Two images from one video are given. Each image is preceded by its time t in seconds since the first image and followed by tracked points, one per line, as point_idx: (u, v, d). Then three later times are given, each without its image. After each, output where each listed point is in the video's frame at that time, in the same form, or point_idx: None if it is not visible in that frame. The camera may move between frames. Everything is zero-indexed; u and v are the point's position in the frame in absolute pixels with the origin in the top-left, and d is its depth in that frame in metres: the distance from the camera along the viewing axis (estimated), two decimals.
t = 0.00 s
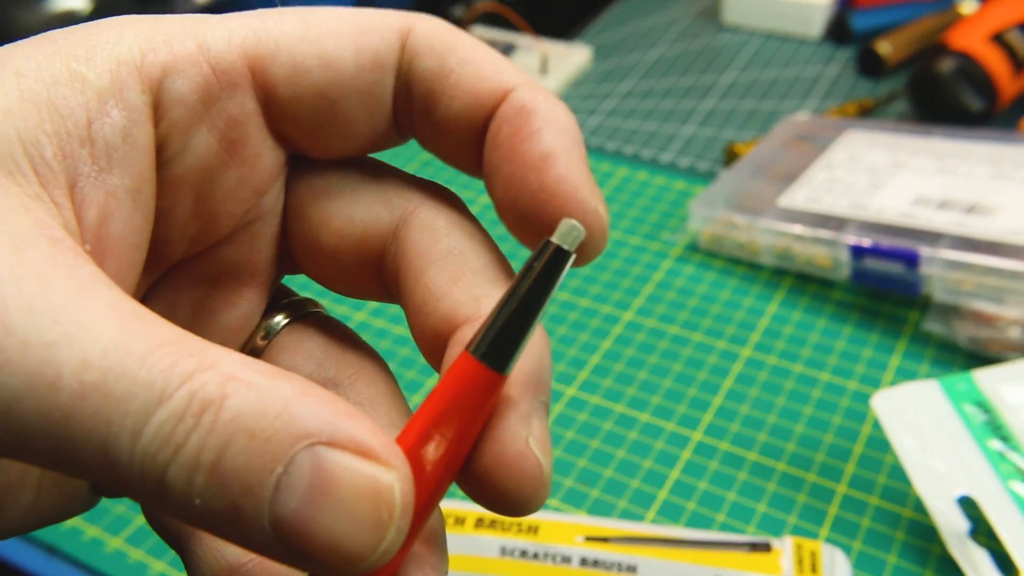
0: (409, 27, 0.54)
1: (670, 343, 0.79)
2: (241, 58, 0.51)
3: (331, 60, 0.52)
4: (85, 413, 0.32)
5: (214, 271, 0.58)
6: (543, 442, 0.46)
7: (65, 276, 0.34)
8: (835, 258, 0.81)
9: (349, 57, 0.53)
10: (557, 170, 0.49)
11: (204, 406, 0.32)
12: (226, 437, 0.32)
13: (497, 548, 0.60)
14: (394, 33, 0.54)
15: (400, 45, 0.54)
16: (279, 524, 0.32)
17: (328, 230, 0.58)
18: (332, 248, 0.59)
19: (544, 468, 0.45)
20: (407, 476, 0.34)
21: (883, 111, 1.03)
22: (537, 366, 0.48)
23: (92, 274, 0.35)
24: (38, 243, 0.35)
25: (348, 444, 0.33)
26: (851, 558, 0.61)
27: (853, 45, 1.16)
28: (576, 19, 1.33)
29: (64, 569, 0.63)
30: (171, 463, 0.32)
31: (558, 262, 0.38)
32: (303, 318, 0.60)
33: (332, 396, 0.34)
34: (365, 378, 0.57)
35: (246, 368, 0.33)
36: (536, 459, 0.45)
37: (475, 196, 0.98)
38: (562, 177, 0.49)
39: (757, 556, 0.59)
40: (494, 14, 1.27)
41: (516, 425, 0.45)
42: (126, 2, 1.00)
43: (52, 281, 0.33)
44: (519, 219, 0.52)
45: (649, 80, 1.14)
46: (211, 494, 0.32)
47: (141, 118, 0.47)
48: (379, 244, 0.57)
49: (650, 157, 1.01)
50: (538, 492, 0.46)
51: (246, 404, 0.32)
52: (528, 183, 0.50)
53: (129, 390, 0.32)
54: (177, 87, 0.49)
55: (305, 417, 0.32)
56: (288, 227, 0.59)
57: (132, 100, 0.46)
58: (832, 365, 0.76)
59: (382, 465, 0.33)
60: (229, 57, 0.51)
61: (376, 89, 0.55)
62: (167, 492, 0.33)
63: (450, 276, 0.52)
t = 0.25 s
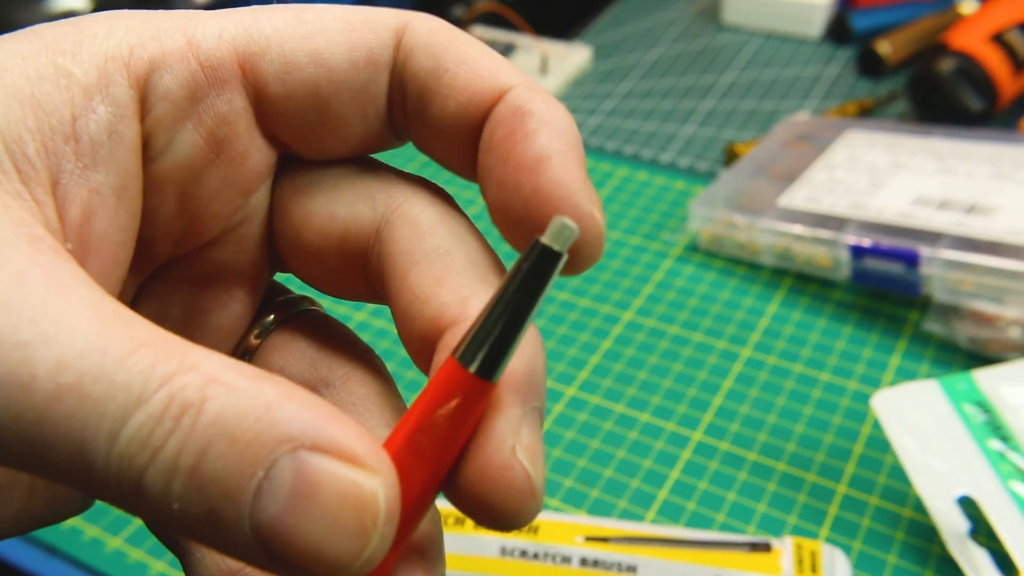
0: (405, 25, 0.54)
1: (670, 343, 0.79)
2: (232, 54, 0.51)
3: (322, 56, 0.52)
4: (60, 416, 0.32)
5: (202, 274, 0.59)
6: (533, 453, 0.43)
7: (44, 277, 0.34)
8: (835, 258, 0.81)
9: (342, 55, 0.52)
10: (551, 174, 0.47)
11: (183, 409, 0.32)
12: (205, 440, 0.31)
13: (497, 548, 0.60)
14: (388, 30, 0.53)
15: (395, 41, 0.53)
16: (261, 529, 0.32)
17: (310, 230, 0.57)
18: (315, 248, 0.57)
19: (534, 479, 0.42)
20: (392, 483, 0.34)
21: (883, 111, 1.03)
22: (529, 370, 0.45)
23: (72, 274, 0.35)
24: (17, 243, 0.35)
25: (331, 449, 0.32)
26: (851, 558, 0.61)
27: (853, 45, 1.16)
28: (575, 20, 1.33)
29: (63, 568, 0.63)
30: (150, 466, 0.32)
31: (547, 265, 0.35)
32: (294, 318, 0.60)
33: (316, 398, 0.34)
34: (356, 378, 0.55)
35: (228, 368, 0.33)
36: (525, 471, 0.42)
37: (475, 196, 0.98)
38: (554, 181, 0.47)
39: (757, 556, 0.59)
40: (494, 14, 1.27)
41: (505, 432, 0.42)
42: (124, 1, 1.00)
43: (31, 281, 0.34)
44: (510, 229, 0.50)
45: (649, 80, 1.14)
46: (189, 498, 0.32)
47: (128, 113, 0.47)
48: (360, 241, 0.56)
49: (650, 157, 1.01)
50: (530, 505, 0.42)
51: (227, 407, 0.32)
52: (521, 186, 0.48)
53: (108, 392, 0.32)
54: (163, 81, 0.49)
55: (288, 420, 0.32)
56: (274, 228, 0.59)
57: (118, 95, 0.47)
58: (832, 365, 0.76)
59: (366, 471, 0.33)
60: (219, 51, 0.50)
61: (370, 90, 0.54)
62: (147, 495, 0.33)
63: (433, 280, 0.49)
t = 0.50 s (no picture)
0: (411, 24, 0.54)
1: (670, 343, 0.79)
2: (230, 48, 0.51)
3: (326, 54, 0.52)
4: (41, 405, 0.32)
5: (194, 266, 0.59)
6: (534, 455, 0.41)
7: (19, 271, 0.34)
8: (836, 258, 0.81)
9: (345, 52, 0.52)
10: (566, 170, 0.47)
11: (171, 396, 0.32)
12: (194, 427, 0.31)
13: (497, 548, 0.60)
14: (392, 28, 0.53)
15: (400, 40, 0.53)
16: (253, 517, 0.32)
17: (303, 224, 0.56)
18: (308, 243, 0.57)
19: (535, 483, 0.41)
20: (388, 471, 0.34)
21: (883, 111, 1.03)
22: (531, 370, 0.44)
23: (56, 264, 0.36)
24: None
25: (325, 436, 0.32)
26: (851, 558, 0.61)
27: (853, 45, 1.16)
28: (575, 20, 1.33)
29: (64, 569, 0.63)
30: (135, 456, 0.32)
31: (550, 253, 0.34)
32: (288, 314, 0.59)
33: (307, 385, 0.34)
34: (349, 376, 0.54)
35: (214, 355, 0.33)
36: (524, 472, 0.40)
37: (475, 196, 0.98)
38: (567, 177, 0.47)
39: (756, 557, 0.59)
40: (493, 14, 1.28)
41: (504, 434, 0.41)
42: None
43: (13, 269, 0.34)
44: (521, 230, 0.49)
45: (649, 80, 1.14)
46: (177, 489, 0.32)
47: (119, 99, 0.48)
48: (353, 236, 0.55)
49: (650, 157, 1.01)
50: (533, 510, 0.41)
51: (216, 395, 0.32)
52: (533, 185, 0.48)
53: (91, 381, 0.32)
54: (155, 68, 0.49)
55: (280, 408, 0.32)
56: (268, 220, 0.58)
57: (106, 81, 0.47)
58: (832, 365, 0.76)
59: (361, 457, 0.33)
60: (216, 42, 0.51)
61: (373, 87, 0.54)
62: (134, 487, 0.32)
63: (431, 277, 0.49)
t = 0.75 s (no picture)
0: (409, 25, 0.54)
1: (670, 343, 0.79)
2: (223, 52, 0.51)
3: (321, 54, 0.52)
4: (24, 416, 0.32)
5: (184, 272, 0.59)
6: (529, 474, 0.39)
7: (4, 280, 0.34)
8: (835, 258, 0.81)
9: (341, 51, 0.52)
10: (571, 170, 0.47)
11: (155, 408, 0.32)
12: (178, 441, 0.31)
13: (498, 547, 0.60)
14: (390, 29, 0.53)
15: (398, 40, 0.53)
16: (238, 534, 0.32)
17: (291, 232, 0.56)
18: (295, 249, 0.57)
19: (531, 503, 0.39)
20: (376, 488, 0.34)
21: (883, 111, 1.03)
22: (526, 384, 0.42)
23: (41, 273, 0.35)
24: None
25: (313, 451, 0.32)
26: (851, 558, 0.61)
27: (853, 45, 1.16)
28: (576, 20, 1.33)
29: (64, 569, 0.63)
30: (117, 472, 0.32)
31: (543, 263, 0.34)
32: (276, 325, 0.59)
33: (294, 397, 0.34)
34: (340, 389, 0.54)
35: (199, 367, 0.33)
36: (518, 492, 0.39)
37: (475, 196, 0.98)
38: (571, 180, 0.47)
39: (756, 556, 0.59)
40: (493, 14, 1.28)
41: (496, 454, 0.40)
42: None
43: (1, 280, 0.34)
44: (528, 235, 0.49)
45: (649, 80, 1.14)
46: (159, 504, 0.32)
47: (111, 102, 0.48)
48: (341, 242, 0.55)
49: (650, 157, 1.01)
50: (529, 531, 0.39)
51: (201, 408, 0.32)
52: (536, 188, 0.48)
53: (73, 394, 0.32)
54: (144, 71, 0.49)
55: (266, 422, 0.32)
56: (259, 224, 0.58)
57: (97, 83, 0.47)
58: (832, 365, 0.76)
59: (347, 474, 0.33)
60: (206, 44, 0.51)
61: (370, 88, 0.54)
62: (115, 502, 0.33)
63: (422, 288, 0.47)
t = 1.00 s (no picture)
0: None
1: (670, 343, 0.79)
2: (181, 44, 0.52)
3: (274, 29, 0.52)
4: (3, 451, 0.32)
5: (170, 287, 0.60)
6: (509, 501, 0.41)
7: None
8: (835, 258, 0.81)
9: (294, 24, 0.52)
10: (522, 132, 0.46)
11: (130, 446, 0.32)
12: (156, 475, 0.32)
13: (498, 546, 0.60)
14: None
15: None
16: (216, 564, 0.33)
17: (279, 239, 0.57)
18: (282, 259, 0.57)
19: (511, 529, 0.41)
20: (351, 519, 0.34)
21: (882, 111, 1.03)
22: (504, 410, 0.44)
23: (20, 303, 0.36)
24: None
25: (289, 482, 0.32)
26: (851, 558, 0.61)
27: (852, 45, 1.16)
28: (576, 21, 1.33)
29: (64, 568, 0.62)
30: (96, 505, 0.32)
31: (509, 294, 0.34)
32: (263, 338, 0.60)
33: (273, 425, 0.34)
34: (327, 406, 0.56)
35: (176, 397, 0.33)
36: (497, 520, 0.40)
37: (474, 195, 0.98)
38: (523, 143, 0.46)
39: (756, 556, 0.59)
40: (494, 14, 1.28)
41: (477, 480, 0.41)
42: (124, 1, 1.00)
43: None
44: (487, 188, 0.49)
45: (649, 80, 1.14)
46: (138, 537, 0.33)
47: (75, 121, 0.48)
48: (328, 257, 0.55)
49: (650, 157, 1.01)
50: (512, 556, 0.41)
51: (179, 440, 0.32)
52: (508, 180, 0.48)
53: (51, 427, 0.32)
54: (108, 88, 0.50)
55: (245, 454, 0.32)
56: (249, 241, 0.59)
57: (60, 105, 0.47)
58: (832, 365, 0.76)
59: (325, 505, 0.33)
60: (165, 44, 0.51)
61: (330, 53, 0.54)
62: (94, 535, 0.33)
63: (404, 306, 0.48)
